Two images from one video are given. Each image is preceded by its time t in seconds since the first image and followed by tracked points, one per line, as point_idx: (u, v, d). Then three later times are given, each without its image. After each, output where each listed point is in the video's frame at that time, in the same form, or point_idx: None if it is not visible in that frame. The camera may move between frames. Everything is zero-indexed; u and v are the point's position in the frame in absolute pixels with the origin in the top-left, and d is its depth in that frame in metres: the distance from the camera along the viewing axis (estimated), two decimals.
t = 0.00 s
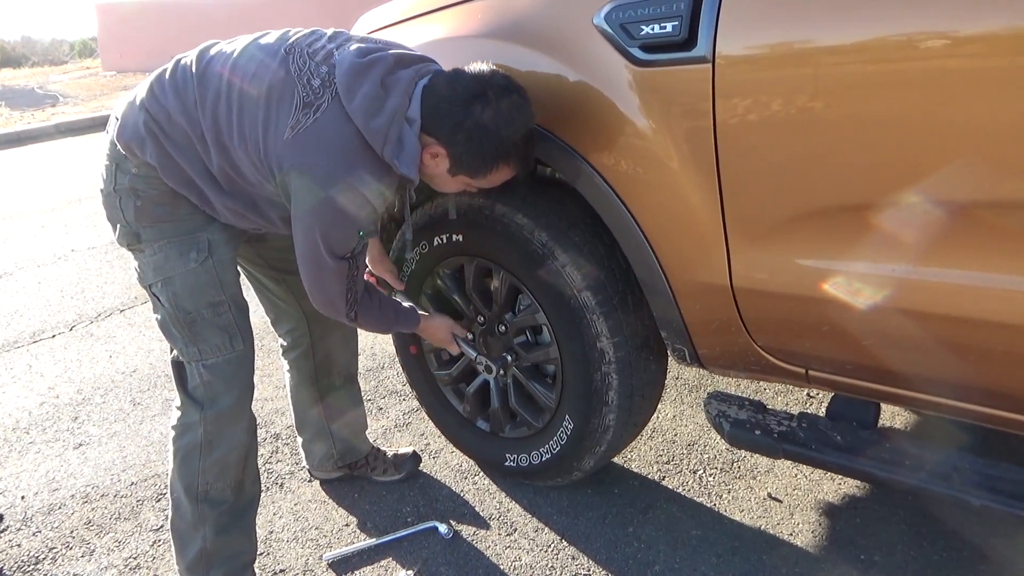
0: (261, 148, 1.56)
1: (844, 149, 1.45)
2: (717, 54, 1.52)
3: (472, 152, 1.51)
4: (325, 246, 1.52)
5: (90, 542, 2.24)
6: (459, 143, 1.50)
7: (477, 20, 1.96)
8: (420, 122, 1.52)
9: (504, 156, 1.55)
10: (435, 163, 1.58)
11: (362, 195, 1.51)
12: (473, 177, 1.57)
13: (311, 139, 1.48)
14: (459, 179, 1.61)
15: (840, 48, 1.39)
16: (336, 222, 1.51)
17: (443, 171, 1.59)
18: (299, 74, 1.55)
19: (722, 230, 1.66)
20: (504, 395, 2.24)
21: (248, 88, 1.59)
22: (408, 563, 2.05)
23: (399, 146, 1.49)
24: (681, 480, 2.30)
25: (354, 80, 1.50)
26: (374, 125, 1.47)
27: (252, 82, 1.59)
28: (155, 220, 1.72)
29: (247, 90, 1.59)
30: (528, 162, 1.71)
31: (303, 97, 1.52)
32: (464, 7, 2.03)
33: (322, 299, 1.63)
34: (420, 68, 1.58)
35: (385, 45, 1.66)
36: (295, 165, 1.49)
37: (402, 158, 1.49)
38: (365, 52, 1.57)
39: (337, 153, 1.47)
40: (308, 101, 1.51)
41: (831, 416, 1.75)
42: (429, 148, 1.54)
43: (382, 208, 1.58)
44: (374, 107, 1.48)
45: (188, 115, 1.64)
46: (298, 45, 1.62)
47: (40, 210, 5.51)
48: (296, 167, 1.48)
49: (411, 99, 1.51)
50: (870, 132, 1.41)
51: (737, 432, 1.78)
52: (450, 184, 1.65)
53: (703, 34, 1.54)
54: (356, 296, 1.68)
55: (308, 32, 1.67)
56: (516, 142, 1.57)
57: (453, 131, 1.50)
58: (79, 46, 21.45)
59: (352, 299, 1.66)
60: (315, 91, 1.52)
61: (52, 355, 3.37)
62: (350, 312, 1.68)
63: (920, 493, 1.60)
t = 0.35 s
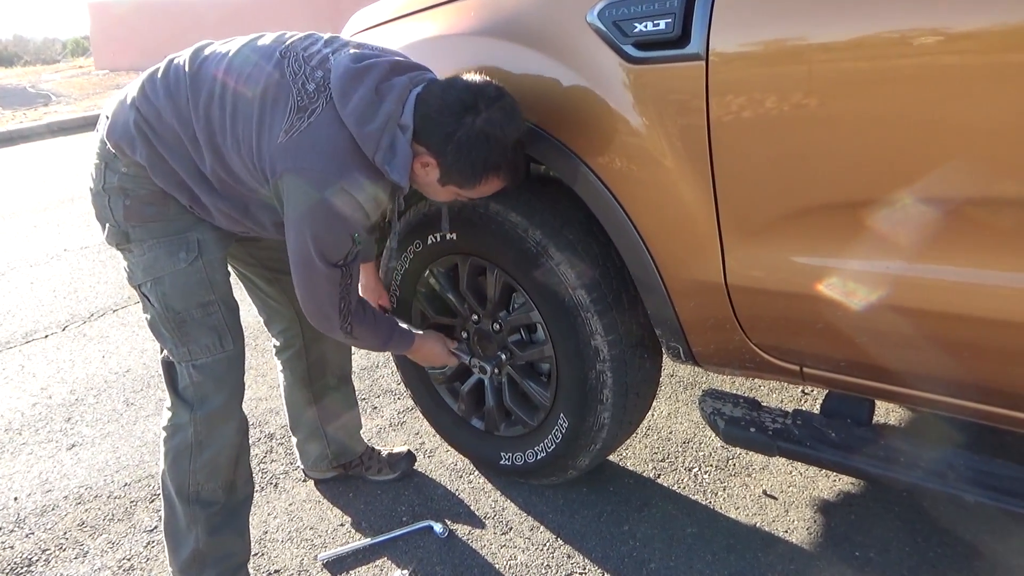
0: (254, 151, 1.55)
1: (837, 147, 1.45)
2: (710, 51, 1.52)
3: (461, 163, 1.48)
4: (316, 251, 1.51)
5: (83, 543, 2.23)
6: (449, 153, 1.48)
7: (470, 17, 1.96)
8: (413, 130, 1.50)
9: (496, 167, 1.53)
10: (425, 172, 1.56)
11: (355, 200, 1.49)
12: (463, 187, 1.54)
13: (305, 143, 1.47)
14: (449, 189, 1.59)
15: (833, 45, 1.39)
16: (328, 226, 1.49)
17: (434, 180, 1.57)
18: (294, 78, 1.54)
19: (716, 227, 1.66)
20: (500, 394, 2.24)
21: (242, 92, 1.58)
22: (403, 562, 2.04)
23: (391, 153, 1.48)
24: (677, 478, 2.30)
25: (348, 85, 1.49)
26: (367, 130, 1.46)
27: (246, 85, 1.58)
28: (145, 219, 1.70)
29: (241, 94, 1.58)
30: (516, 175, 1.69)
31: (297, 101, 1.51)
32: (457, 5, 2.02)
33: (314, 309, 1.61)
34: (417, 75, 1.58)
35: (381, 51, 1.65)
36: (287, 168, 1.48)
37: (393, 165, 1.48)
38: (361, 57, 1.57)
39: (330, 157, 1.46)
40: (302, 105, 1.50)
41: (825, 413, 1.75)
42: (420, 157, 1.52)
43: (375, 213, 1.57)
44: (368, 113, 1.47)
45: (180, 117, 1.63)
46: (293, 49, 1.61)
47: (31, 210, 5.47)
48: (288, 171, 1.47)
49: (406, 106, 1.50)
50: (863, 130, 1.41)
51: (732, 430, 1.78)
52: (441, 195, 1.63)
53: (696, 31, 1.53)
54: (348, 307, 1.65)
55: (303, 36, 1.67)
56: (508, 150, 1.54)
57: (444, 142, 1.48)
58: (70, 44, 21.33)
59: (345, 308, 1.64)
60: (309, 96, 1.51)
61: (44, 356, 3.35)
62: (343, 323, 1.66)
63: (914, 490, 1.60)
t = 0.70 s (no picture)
0: (255, 157, 1.54)
1: (836, 145, 1.45)
2: (708, 50, 1.52)
3: (461, 173, 1.48)
4: (315, 255, 1.50)
5: (83, 544, 2.23)
6: (449, 164, 1.48)
7: (468, 16, 1.95)
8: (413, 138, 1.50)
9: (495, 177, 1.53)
10: (425, 181, 1.55)
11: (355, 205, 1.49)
12: (462, 196, 1.55)
13: (306, 149, 1.47)
14: (447, 198, 1.58)
15: (830, 42, 1.39)
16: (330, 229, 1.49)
17: (433, 189, 1.56)
18: (295, 84, 1.54)
19: (714, 226, 1.66)
20: (499, 394, 2.24)
21: (242, 97, 1.57)
22: (403, 562, 2.04)
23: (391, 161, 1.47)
24: (676, 477, 2.30)
25: (349, 92, 1.48)
26: (367, 137, 1.45)
27: (246, 91, 1.57)
28: (142, 219, 1.70)
29: (241, 99, 1.57)
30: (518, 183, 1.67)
31: (299, 107, 1.50)
32: (455, 4, 2.02)
33: (313, 313, 1.61)
34: (418, 84, 1.58)
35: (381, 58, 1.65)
36: (287, 174, 1.47)
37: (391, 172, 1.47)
38: (363, 65, 1.56)
39: (331, 162, 1.46)
40: (303, 111, 1.50)
41: (824, 412, 1.75)
42: (419, 165, 1.51)
43: (374, 217, 1.57)
44: (368, 120, 1.46)
45: (180, 121, 1.63)
46: (295, 56, 1.60)
47: (30, 211, 5.47)
48: (289, 176, 1.47)
49: (406, 114, 1.50)
50: (861, 129, 1.41)
51: (732, 429, 1.77)
52: (438, 203, 1.62)
53: (694, 30, 1.53)
54: (349, 310, 1.65)
55: (304, 42, 1.66)
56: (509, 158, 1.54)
57: (444, 152, 1.47)
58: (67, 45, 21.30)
59: (345, 311, 1.63)
60: (310, 102, 1.50)
61: (43, 357, 3.35)
62: (342, 327, 1.65)
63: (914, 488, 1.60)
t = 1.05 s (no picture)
0: (257, 157, 1.54)
1: (836, 146, 1.45)
2: (708, 51, 1.52)
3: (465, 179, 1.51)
4: (310, 255, 1.50)
5: (82, 543, 2.23)
6: (453, 171, 1.50)
7: (469, 16, 1.96)
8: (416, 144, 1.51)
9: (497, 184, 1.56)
10: (427, 186, 1.56)
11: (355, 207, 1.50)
12: (463, 203, 1.57)
13: (309, 150, 1.47)
14: (448, 204, 1.60)
15: (830, 43, 1.39)
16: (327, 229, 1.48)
17: (434, 195, 1.58)
18: (300, 86, 1.54)
19: (714, 226, 1.66)
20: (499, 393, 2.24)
21: (246, 97, 1.58)
22: (403, 562, 2.05)
23: (394, 165, 1.48)
24: (676, 477, 2.30)
25: (354, 96, 1.49)
26: (372, 142, 1.46)
27: (250, 92, 1.57)
28: (143, 218, 1.70)
29: (246, 99, 1.58)
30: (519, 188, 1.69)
31: (303, 109, 1.51)
32: (456, 3, 2.02)
33: (295, 317, 1.59)
34: (422, 89, 1.58)
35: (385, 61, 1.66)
36: (289, 174, 1.47)
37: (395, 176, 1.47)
38: (368, 68, 1.57)
39: (334, 163, 1.46)
40: (308, 113, 1.50)
41: (824, 412, 1.76)
42: (423, 171, 1.53)
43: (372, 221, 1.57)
44: (374, 125, 1.47)
45: (183, 121, 1.63)
46: (299, 57, 1.61)
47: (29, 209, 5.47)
48: (291, 176, 1.47)
49: (411, 120, 1.51)
50: (862, 131, 1.41)
51: (731, 429, 1.77)
52: (438, 208, 1.64)
53: (694, 30, 1.53)
54: (330, 316, 1.64)
55: (309, 44, 1.67)
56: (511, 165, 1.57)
57: (449, 160, 1.49)
58: (67, 42, 21.29)
59: (327, 316, 1.62)
60: (315, 104, 1.51)
61: (42, 355, 3.35)
62: (322, 333, 1.63)
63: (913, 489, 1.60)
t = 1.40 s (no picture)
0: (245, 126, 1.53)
1: (839, 147, 1.45)
2: (712, 52, 1.52)
3: (464, 130, 1.49)
4: (298, 227, 1.47)
5: (87, 540, 2.23)
6: (452, 120, 1.48)
7: (473, 16, 1.96)
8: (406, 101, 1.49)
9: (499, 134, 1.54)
10: (426, 140, 1.55)
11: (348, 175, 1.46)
12: (467, 154, 1.55)
13: (294, 115, 1.45)
14: (450, 158, 1.58)
15: (834, 44, 1.39)
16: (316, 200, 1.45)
17: (435, 148, 1.57)
18: (282, 53, 1.53)
19: (718, 227, 1.66)
20: (502, 392, 2.24)
21: (232, 71, 1.57)
22: (406, 561, 2.05)
23: (383, 126, 1.46)
24: (678, 477, 2.30)
25: (336, 59, 1.48)
26: (358, 104, 1.44)
27: (238, 65, 1.57)
28: (148, 216, 1.71)
29: (231, 73, 1.57)
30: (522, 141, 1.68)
31: (286, 74, 1.49)
32: (461, 3, 2.02)
33: (283, 300, 1.56)
34: (408, 46, 1.57)
35: (370, 23, 1.64)
36: (275, 138, 1.45)
37: (387, 138, 1.47)
38: (349, 30, 1.56)
39: (319, 125, 1.43)
40: (290, 78, 1.48)
41: (828, 413, 1.75)
42: (421, 124, 1.51)
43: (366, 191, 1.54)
44: (357, 86, 1.45)
45: (176, 103, 1.63)
46: (282, 28, 1.60)
47: (33, 207, 5.48)
48: (276, 140, 1.45)
49: (396, 78, 1.49)
50: (865, 131, 1.41)
51: (734, 429, 1.77)
52: (442, 163, 1.62)
53: (698, 31, 1.54)
54: (318, 296, 1.62)
55: (292, 15, 1.66)
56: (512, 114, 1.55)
57: (446, 108, 1.47)
58: (70, 41, 21.32)
59: (314, 296, 1.61)
60: (297, 69, 1.49)
61: (47, 353, 3.36)
62: (312, 315, 1.61)
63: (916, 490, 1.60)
